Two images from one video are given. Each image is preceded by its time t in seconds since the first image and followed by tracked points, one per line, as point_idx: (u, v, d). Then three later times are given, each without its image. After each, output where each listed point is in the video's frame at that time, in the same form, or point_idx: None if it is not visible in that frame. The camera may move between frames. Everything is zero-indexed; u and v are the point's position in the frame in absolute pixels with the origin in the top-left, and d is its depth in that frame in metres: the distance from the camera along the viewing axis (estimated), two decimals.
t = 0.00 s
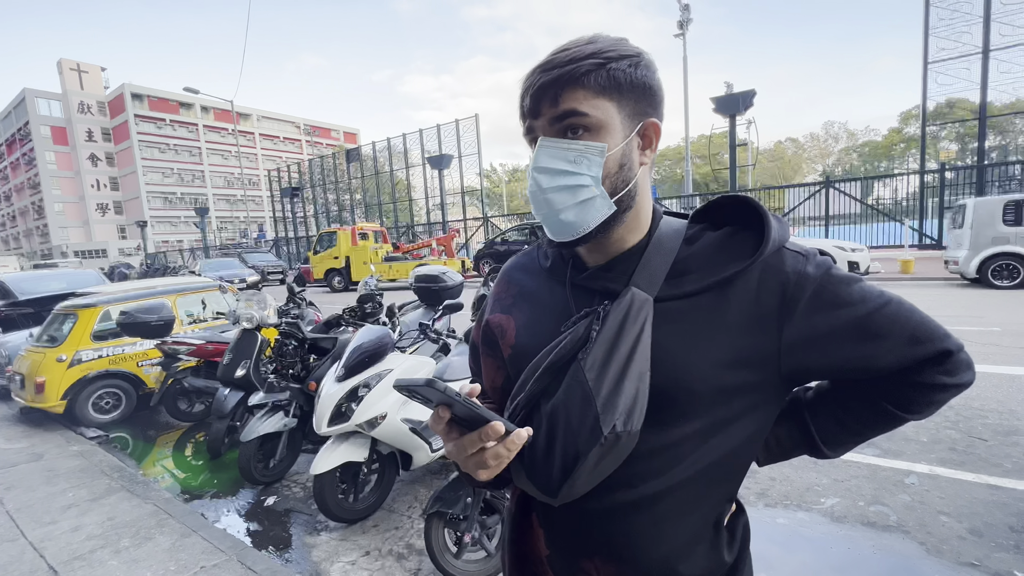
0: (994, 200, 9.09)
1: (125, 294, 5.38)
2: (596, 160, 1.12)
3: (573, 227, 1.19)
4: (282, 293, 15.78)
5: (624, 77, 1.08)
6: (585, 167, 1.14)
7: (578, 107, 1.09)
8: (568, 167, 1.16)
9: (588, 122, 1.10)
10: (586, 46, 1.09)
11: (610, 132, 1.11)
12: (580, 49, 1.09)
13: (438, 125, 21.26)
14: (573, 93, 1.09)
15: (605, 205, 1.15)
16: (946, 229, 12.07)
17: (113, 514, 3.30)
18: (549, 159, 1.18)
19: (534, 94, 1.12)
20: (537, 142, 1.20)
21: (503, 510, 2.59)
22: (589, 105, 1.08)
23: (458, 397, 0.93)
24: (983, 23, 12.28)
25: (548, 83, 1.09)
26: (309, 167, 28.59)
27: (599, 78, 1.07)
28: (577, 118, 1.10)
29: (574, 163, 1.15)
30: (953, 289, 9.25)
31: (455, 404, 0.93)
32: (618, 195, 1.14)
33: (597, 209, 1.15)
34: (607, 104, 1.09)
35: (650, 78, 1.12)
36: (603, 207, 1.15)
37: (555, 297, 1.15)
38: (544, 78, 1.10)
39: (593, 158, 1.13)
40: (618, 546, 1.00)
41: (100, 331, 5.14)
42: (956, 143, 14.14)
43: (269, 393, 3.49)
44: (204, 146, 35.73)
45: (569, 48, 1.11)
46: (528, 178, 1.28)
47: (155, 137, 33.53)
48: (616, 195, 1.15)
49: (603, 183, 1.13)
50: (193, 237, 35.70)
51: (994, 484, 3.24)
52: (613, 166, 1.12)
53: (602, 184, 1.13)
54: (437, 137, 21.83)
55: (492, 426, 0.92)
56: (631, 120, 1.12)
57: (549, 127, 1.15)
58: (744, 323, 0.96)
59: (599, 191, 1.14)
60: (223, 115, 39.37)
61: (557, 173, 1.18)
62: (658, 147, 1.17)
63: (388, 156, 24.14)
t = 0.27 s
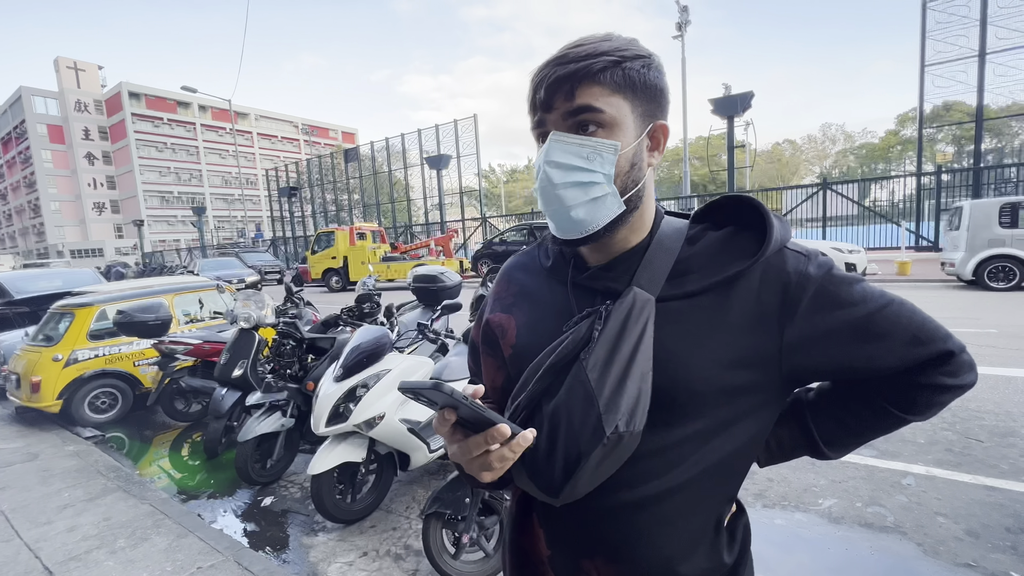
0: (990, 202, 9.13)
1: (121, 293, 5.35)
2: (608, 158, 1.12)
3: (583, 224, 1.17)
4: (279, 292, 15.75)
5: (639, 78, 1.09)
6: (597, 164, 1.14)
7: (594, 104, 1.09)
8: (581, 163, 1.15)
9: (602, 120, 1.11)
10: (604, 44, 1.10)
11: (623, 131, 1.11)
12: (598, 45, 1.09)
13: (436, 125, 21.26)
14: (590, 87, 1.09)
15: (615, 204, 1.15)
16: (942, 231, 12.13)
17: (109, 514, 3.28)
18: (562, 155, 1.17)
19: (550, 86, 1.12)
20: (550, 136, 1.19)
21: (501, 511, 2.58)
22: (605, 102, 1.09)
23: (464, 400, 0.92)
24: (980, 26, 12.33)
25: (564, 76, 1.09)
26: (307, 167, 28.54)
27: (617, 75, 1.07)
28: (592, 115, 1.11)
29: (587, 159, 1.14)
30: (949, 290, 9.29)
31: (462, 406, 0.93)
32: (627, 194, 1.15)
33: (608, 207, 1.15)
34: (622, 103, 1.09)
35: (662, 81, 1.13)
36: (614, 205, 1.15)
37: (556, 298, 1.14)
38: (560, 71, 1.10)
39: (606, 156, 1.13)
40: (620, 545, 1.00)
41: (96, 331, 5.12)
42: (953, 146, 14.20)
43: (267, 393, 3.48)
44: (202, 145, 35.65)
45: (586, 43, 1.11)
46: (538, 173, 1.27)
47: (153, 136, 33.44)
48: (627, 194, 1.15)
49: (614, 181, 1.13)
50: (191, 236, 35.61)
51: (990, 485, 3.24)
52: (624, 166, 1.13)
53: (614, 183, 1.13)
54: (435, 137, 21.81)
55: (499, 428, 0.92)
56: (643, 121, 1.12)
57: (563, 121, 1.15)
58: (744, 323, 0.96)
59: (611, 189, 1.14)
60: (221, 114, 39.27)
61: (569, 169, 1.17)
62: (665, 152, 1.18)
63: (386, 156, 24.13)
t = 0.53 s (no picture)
0: (987, 204, 9.15)
1: (119, 292, 5.33)
2: (643, 154, 1.17)
3: (619, 218, 1.15)
4: (277, 292, 15.72)
5: (663, 78, 1.16)
6: (632, 161, 1.18)
7: (629, 98, 1.13)
8: (616, 157, 1.18)
9: (635, 116, 1.14)
10: (633, 40, 1.13)
11: (651, 128, 1.17)
12: (628, 42, 1.13)
13: (435, 125, 21.26)
14: (625, 83, 1.12)
15: (647, 198, 1.19)
16: (939, 232, 12.16)
17: (105, 514, 3.27)
18: (596, 147, 1.17)
19: (588, 74, 1.11)
20: (583, 129, 1.17)
21: (500, 511, 2.57)
22: (639, 99, 1.13)
23: (436, 403, 0.92)
24: (977, 28, 12.38)
25: (606, 66, 1.10)
26: (306, 166, 28.50)
27: (648, 73, 1.13)
28: (627, 110, 1.14)
29: (622, 153, 1.18)
30: (946, 292, 9.32)
31: (434, 410, 0.93)
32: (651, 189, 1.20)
33: (639, 200, 1.18)
34: (652, 101, 1.15)
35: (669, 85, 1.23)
36: (643, 199, 1.18)
37: (560, 296, 1.14)
38: (600, 60, 1.10)
39: (639, 152, 1.17)
40: (624, 545, 0.99)
41: (93, 330, 5.10)
42: (950, 148, 14.25)
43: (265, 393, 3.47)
44: (200, 145, 35.58)
45: (613, 38, 1.13)
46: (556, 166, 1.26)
47: (150, 135, 33.37)
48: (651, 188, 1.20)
49: (647, 176, 1.18)
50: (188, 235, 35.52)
51: (988, 486, 3.25)
52: (653, 162, 1.19)
53: (646, 178, 1.18)
54: (434, 137, 21.79)
55: (476, 421, 0.91)
56: (662, 120, 1.20)
57: (598, 113, 1.15)
58: (751, 321, 0.96)
59: (644, 184, 1.18)
60: (219, 113, 39.19)
61: (602, 161, 1.18)
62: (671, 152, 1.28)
63: (385, 156, 24.11)
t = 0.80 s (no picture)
0: (983, 205, 9.18)
1: (116, 292, 5.32)
2: (648, 155, 1.19)
3: (629, 222, 1.17)
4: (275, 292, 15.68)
5: (661, 77, 1.17)
6: (637, 163, 1.20)
7: (631, 102, 1.13)
8: (623, 161, 1.19)
9: (639, 120, 1.15)
10: (627, 44, 1.13)
11: (654, 129, 1.18)
12: (623, 45, 1.13)
13: (434, 125, 21.25)
14: (627, 89, 1.12)
15: (652, 198, 1.21)
16: (935, 234, 12.21)
17: (103, 514, 3.25)
18: (601, 154, 1.18)
19: (589, 84, 1.11)
20: (586, 138, 1.17)
21: (499, 512, 2.55)
22: (641, 103, 1.14)
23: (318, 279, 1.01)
24: (974, 31, 12.43)
25: (607, 73, 1.10)
26: (303, 166, 28.46)
27: (648, 75, 1.13)
28: (631, 115, 1.15)
29: (627, 158, 1.19)
30: (943, 293, 9.35)
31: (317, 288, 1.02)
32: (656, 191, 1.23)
33: (645, 201, 1.20)
34: (653, 103, 1.16)
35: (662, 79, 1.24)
36: (647, 200, 1.20)
37: (563, 294, 1.14)
38: (598, 69, 1.10)
39: (644, 154, 1.19)
40: (627, 543, 0.99)
41: (90, 329, 5.08)
42: (946, 149, 14.31)
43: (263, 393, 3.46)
44: (197, 144, 35.51)
45: (609, 43, 1.13)
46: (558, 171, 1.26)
47: (148, 134, 33.29)
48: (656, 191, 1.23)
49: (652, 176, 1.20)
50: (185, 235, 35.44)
51: (985, 486, 3.26)
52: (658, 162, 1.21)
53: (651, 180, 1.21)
54: (432, 137, 21.78)
55: (354, 307, 0.98)
56: (662, 119, 1.21)
57: (599, 122, 1.16)
58: (754, 318, 0.96)
59: (649, 184, 1.21)
60: (217, 113, 39.12)
61: (607, 164, 1.19)
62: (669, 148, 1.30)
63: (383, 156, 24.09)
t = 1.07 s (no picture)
0: (980, 207, 9.21)
1: (112, 292, 5.30)
2: (646, 154, 1.19)
3: (626, 221, 1.18)
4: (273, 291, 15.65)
5: (657, 78, 1.17)
6: (635, 161, 1.20)
7: (627, 101, 1.13)
8: (620, 160, 1.19)
9: (636, 120, 1.16)
10: (624, 45, 1.14)
11: (651, 129, 1.19)
12: (621, 46, 1.13)
13: (432, 126, 21.26)
14: (624, 87, 1.13)
15: (650, 198, 1.21)
16: (931, 235, 12.27)
17: (99, 515, 3.24)
18: (599, 153, 1.18)
19: (587, 82, 1.12)
20: (584, 136, 1.17)
21: (498, 512, 2.55)
22: (638, 102, 1.14)
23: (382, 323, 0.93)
24: (970, 33, 12.48)
25: (604, 73, 1.10)
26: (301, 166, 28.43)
27: (644, 75, 1.14)
28: (629, 114, 1.15)
29: (625, 156, 1.19)
30: (939, 295, 9.38)
31: (376, 331, 0.93)
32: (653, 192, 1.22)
33: (644, 201, 1.20)
34: (650, 102, 1.16)
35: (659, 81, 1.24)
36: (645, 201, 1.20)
37: (560, 295, 1.14)
38: (596, 68, 1.11)
39: (642, 153, 1.19)
40: (624, 544, 0.99)
41: (87, 329, 5.06)
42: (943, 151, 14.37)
43: (261, 393, 3.45)
44: (195, 144, 35.45)
45: (606, 44, 1.13)
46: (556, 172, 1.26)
47: (145, 133, 33.21)
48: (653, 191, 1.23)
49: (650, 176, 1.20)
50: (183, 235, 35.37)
51: (981, 486, 3.27)
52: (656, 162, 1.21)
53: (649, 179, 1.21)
54: (430, 138, 21.76)
55: (413, 361, 0.96)
56: (659, 119, 1.21)
57: (597, 121, 1.16)
58: (751, 319, 0.96)
59: (647, 183, 1.21)
60: (215, 112, 39.07)
61: (606, 164, 1.19)
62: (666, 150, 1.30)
63: (381, 156, 24.08)
